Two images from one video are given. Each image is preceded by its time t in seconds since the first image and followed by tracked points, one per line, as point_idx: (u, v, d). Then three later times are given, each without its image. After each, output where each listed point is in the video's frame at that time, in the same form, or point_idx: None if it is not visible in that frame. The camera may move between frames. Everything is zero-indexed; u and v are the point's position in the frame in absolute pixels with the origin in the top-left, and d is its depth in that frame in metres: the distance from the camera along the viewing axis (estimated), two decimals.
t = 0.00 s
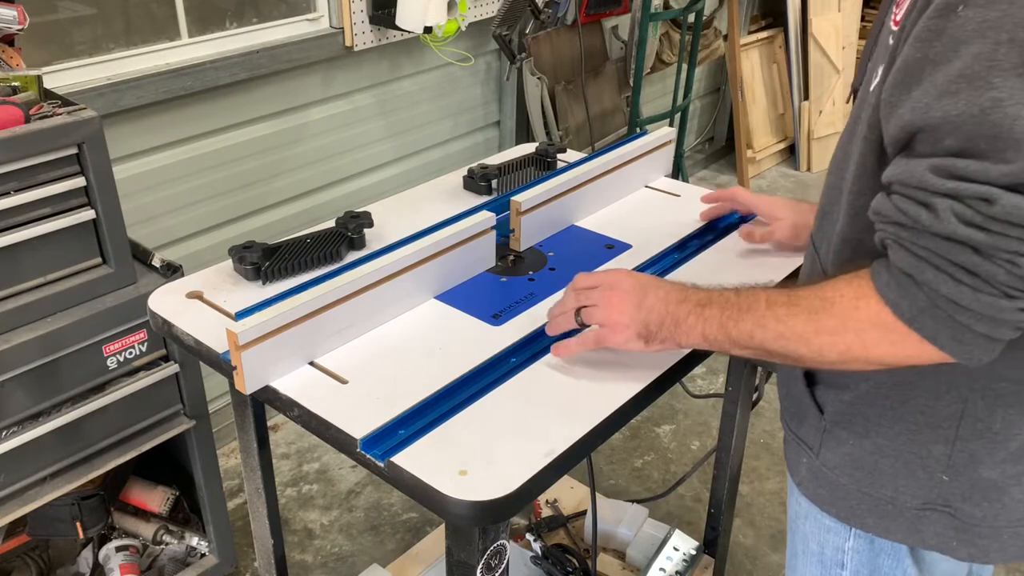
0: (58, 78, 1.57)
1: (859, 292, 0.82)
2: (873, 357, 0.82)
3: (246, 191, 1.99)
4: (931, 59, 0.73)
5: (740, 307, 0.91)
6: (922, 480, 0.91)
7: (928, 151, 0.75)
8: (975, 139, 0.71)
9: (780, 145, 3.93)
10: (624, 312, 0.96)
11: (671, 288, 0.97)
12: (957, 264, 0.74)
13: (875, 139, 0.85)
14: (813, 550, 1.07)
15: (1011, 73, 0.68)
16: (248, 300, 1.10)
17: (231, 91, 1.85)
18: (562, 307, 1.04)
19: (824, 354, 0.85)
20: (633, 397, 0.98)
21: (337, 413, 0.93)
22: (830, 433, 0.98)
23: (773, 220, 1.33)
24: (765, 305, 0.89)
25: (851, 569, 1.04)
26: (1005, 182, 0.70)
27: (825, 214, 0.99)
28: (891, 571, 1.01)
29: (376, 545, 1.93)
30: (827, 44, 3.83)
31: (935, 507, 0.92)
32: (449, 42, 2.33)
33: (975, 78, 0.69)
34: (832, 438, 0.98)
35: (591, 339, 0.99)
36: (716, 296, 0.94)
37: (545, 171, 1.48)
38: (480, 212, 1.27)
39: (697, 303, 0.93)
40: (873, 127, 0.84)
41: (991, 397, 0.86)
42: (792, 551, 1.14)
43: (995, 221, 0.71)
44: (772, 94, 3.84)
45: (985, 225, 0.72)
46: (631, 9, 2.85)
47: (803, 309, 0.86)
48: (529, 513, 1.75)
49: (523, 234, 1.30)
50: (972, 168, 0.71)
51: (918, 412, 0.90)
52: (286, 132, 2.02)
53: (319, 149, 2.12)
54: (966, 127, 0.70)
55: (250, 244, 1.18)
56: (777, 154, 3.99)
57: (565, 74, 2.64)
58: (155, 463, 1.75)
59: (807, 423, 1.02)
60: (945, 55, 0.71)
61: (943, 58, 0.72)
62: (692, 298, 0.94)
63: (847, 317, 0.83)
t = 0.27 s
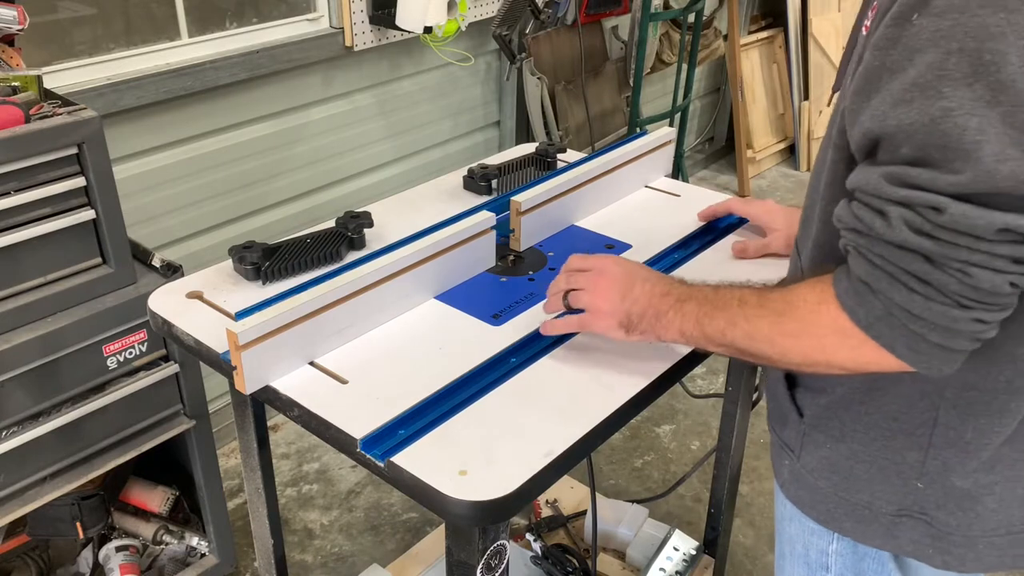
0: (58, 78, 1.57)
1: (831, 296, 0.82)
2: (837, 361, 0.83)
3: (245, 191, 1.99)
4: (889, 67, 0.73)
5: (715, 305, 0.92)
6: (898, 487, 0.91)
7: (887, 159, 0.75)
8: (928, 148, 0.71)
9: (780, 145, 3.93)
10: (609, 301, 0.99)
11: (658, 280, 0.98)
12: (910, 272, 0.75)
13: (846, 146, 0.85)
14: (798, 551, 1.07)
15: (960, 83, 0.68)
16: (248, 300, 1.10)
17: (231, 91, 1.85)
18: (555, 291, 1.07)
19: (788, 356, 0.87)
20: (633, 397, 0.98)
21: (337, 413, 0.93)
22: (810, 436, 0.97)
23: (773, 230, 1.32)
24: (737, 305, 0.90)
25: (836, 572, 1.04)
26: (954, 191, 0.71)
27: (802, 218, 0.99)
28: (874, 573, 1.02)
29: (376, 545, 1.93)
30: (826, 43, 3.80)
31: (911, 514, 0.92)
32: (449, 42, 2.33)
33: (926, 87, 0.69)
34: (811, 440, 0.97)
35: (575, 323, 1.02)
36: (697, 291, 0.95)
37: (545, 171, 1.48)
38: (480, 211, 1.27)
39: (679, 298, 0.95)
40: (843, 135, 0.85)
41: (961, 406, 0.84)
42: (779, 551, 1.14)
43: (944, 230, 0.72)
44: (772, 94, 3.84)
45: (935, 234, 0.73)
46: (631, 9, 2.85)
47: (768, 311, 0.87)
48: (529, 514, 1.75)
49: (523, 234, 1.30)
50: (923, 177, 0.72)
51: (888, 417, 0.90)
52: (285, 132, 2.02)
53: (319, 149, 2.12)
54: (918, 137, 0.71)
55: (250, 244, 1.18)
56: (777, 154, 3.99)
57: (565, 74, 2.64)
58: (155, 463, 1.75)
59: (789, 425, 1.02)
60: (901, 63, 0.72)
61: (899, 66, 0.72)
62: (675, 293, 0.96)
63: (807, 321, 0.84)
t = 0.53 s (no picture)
0: (58, 78, 1.57)
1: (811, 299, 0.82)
2: (823, 360, 0.83)
3: (246, 191, 1.99)
4: (858, 71, 0.73)
5: (723, 298, 0.92)
6: (879, 490, 0.91)
7: (858, 164, 0.76)
8: (892, 153, 0.71)
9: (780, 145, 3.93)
10: (635, 289, 1.02)
11: (683, 271, 1.00)
12: (877, 277, 0.75)
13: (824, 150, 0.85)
14: (788, 552, 1.07)
15: (920, 89, 0.68)
16: (247, 301, 1.10)
17: (231, 91, 1.85)
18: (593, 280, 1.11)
19: (781, 352, 0.87)
20: (633, 397, 0.98)
21: (338, 414, 0.93)
22: (795, 437, 0.98)
23: (770, 229, 1.33)
24: (741, 299, 0.90)
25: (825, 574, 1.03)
26: (912, 196, 0.70)
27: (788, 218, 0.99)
28: None
29: (375, 545, 1.93)
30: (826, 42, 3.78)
31: (891, 519, 0.91)
32: (449, 42, 2.33)
33: (889, 93, 0.69)
34: (797, 442, 0.98)
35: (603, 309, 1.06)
36: (715, 283, 0.96)
37: (545, 171, 1.48)
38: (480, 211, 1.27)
39: (697, 289, 0.96)
40: (821, 139, 0.85)
41: (938, 411, 0.84)
42: (772, 551, 1.15)
43: (904, 236, 0.72)
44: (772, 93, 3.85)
45: (896, 239, 0.72)
46: (631, 9, 2.84)
47: (765, 307, 0.87)
48: (529, 513, 1.75)
49: (523, 234, 1.30)
50: (883, 182, 0.72)
51: (867, 420, 0.90)
52: (285, 132, 2.02)
53: (320, 149, 2.12)
54: (881, 142, 0.71)
55: (249, 244, 1.18)
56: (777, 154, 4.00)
57: (565, 74, 2.64)
58: (155, 464, 1.75)
59: (776, 427, 1.02)
60: (868, 68, 0.72)
61: (866, 71, 0.72)
62: (695, 284, 0.97)
63: (793, 320, 0.84)
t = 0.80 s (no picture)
0: (58, 78, 1.57)
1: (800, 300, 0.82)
2: (807, 359, 0.83)
3: (246, 191, 1.99)
4: (848, 73, 0.73)
5: (716, 293, 0.93)
6: (872, 493, 0.91)
7: (845, 164, 0.76)
8: (877, 155, 0.71)
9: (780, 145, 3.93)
10: (636, 286, 1.04)
11: (684, 268, 1.00)
12: (857, 278, 0.75)
13: (815, 151, 0.85)
14: (786, 553, 1.07)
15: (905, 91, 0.68)
16: (248, 301, 1.10)
17: (231, 91, 1.85)
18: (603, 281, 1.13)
19: (768, 350, 0.87)
20: (632, 398, 0.98)
21: (339, 414, 0.93)
22: (791, 439, 0.99)
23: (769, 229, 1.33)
24: (733, 296, 0.90)
25: None
26: (892, 197, 0.71)
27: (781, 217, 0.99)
28: None
29: (375, 545, 1.93)
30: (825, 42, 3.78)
31: (885, 522, 0.91)
32: (449, 42, 2.33)
33: (875, 94, 0.69)
34: (792, 443, 0.99)
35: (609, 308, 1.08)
36: (713, 279, 0.95)
37: (545, 171, 1.48)
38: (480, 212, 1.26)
39: (693, 284, 0.97)
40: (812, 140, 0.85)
41: (930, 414, 0.84)
42: (769, 553, 1.15)
43: (883, 236, 0.72)
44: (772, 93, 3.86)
45: (875, 239, 0.73)
46: (631, 9, 2.85)
47: (755, 304, 0.87)
48: (529, 513, 1.75)
49: (523, 234, 1.30)
50: (866, 182, 0.72)
51: (861, 423, 0.90)
52: (285, 132, 2.01)
53: (320, 149, 2.12)
54: (867, 143, 0.71)
55: (250, 244, 1.18)
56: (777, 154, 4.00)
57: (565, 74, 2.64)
58: (155, 464, 1.75)
59: (772, 429, 1.03)
60: (857, 69, 0.72)
61: (855, 73, 0.72)
62: (693, 279, 0.97)
63: (778, 318, 0.84)
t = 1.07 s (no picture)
0: (57, 78, 1.57)
1: (813, 308, 0.82)
2: (825, 366, 0.83)
3: (246, 191, 1.99)
4: (856, 80, 0.73)
5: (714, 305, 0.91)
6: (875, 493, 0.91)
7: (857, 172, 0.76)
8: (893, 160, 0.71)
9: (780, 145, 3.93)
10: (623, 306, 1.01)
11: (664, 277, 0.98)
12: (882, 284, 0.75)
13: (820, 156, 0.85)
14: (788, 554, 1.07)
15: (920, 96, 0.68)
16: (248, 301, 1.10)
17: (231, 91, 1.85)
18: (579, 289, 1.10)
19: (783, 358, 0.87)
20: (632, 398, 0.98)
21: (338, 414, 0.93)
22: (793, 440, 0.99)
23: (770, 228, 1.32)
24: (733, 306, 0.89)
25: None
26: (916, 203, 0.70)
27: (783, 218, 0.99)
28: None
29: (375, 545, 1.93)
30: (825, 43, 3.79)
31: (890, 522, 0.91)
32: (449, 42, 2.33)
33: (889, 100, 0.69)
34: (796, 445, 0.98)
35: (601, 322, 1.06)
36: (701, 287, 0.94)
37: (545, 171, 1.48)
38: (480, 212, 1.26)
39: (682, 297, 0.95)
40: (817, 145, 0.85)
41: (935, 415, 0.84)
42: (771, 554, 1.15)
43: (909, 243, 0.72)
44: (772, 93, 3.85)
45: (900, 246, 0.72)
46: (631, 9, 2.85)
47: (760, 315, 0.87)
48: (529, 513, 1.75)
49: (523, 234, 1.30)
50: (887, 190, 0.72)
51: (865, 424, 0.90)
52: (284, 132, 2.01)
53: (320, 149, 2.12)
54: (882, 149, 0.71)
55: (249, 244, 1.18)
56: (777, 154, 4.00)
57: (565, 74, 2.64)
58: (155, 464, 1.75)
59: (775, 431, 1.03)
60: (866, 76, 0.72)
61: (864, 79, 0.72)
62: (680, 290, 0.95)
63: (791, 329, 0.84)
